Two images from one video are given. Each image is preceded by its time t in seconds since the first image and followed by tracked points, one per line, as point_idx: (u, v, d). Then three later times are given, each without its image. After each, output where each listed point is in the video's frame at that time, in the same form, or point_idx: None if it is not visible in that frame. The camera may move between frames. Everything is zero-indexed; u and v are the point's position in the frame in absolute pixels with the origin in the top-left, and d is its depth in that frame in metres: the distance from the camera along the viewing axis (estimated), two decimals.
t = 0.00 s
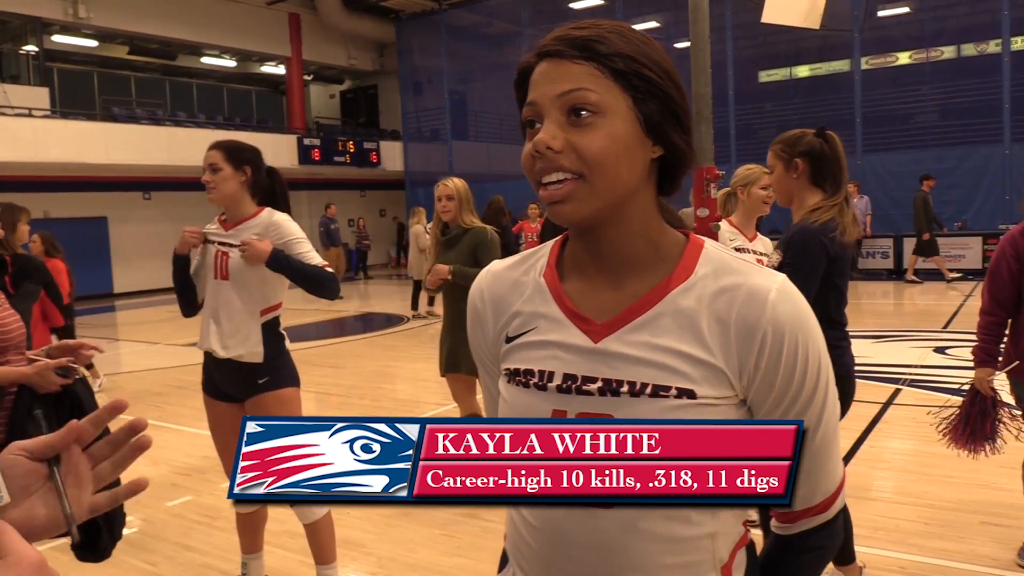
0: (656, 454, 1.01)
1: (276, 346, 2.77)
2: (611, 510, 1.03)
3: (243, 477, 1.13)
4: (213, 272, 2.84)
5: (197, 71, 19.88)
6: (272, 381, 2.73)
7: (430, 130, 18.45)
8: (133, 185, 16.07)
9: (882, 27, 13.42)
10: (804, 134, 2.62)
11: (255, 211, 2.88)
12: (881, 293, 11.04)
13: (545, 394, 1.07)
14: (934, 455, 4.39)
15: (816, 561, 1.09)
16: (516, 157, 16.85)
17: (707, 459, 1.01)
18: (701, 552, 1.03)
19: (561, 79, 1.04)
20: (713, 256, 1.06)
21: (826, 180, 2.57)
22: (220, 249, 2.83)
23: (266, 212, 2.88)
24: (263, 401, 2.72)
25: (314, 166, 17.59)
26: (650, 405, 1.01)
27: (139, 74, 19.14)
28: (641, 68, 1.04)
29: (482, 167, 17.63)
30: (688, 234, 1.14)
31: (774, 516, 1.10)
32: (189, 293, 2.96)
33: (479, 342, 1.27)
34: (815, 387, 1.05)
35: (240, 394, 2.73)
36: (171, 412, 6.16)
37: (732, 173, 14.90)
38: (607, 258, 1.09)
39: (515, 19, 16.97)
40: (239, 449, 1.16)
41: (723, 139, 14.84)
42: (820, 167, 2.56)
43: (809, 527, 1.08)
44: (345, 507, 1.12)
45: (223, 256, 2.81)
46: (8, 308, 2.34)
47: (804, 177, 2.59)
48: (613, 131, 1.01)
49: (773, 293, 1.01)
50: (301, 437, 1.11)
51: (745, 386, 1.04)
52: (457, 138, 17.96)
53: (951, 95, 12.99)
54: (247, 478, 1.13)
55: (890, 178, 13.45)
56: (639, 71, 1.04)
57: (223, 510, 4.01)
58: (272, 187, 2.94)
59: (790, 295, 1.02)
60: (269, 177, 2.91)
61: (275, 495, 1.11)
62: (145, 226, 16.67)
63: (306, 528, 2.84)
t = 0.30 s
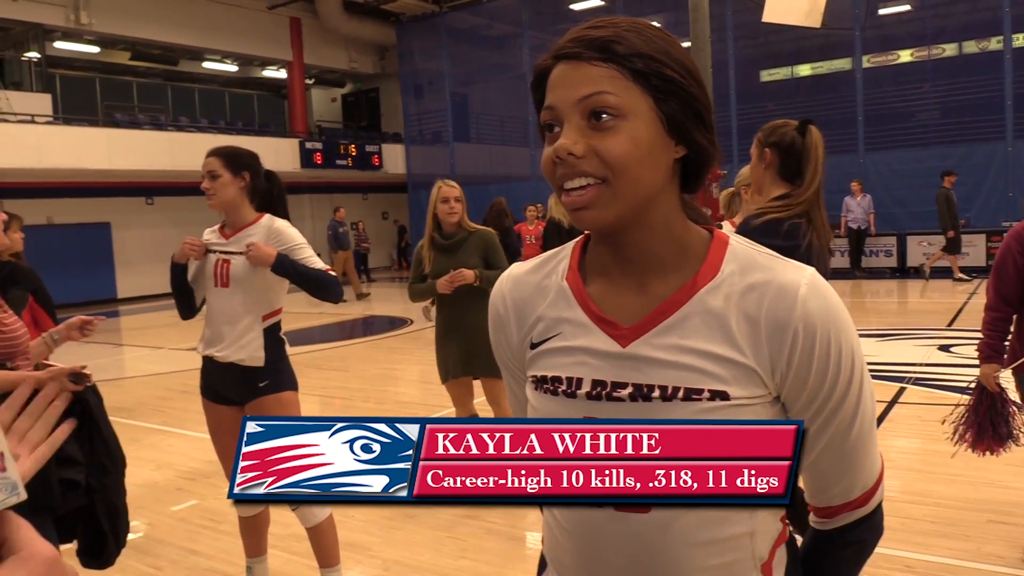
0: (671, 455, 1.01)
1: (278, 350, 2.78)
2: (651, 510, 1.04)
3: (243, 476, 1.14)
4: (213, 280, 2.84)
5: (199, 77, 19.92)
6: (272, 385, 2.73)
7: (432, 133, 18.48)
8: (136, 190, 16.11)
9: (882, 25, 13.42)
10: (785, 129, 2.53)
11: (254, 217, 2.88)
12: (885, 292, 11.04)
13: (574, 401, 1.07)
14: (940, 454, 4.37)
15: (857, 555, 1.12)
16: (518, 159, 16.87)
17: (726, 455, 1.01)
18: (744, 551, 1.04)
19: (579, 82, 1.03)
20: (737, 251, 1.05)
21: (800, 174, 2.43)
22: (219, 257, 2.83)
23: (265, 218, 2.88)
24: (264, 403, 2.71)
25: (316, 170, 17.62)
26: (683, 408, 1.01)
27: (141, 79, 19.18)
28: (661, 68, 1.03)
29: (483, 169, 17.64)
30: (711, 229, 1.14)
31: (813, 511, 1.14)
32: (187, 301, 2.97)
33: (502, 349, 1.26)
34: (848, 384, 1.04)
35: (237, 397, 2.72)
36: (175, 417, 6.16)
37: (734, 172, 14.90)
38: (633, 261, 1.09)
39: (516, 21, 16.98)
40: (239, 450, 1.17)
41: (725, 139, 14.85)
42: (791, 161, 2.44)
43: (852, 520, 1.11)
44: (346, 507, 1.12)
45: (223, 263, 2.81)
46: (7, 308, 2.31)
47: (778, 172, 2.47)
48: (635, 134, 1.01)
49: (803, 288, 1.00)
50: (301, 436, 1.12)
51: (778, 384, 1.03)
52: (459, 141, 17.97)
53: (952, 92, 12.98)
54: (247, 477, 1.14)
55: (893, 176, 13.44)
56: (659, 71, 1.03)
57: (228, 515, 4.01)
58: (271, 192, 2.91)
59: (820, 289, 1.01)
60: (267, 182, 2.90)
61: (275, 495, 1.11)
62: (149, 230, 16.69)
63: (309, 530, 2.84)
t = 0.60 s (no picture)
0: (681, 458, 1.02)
1: (276, 349, 2.79)
2: (671, 515, 1.03)
3: (243, 476, 1.15)
4: (212, 281, 2.83)
5: (203, 77, 19.94)
6: (270, 383, 2.73)
7: (434, 133, 18.50)
8: (139, 190, 16.14)
9: (885, 26, 13.40)
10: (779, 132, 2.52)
11: (251, 218, 2.88)
12: (888, 292, 11.03)
13: (590, 413, 1.07)
14: (943, 455, 4.37)
15: (881, 553, 1.13)
16: (520, 159, 16.87)
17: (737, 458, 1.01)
18: (768, 557, 1.06)
19: (575, 88, 1.03)
20: (747, 254, 1.05)
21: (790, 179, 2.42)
22: (217, 258, 2.83)
23: (262, 220, 2.88)
24: (263, 402, 2.71)
25: (319, 170, 17.65)
26: (700, 418, 1.01)
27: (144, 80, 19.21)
28: (658, 69, 1.03)
29: (486, 169, 17.65)
30: (719, 230, 1.14)
31: (836, 509, 1.15)
32: (182, 303, 2.98)
33: (518, 362, 1.26)
34: (864, 386, 1.04)
35: (236, 397, 2.73)
36: (178, 416, 6.17)
37: (737, 172, 14.90)
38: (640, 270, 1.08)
39: (518, 21, 16.98)
40: (240, 449, 1.17)
41: (727, 140, 14.86)
42: (781, 166, 2.43)
43: (876, 518, 1.11)
44: (346, 507, 1.13)
45: (221, 263, 2.81)
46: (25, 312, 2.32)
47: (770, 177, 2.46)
48: (635, 138, 1.01)
49: (814, 290, 1.00)
50: (300, 436, 1.12)
51: (793, 388, 1.03)
52: (462, 141, 17.99)
53: (955, 93, 12.95)
54: (247, 477, 1.14)
55: (896, 178, 13.44)
56: (656, 74, 1.03)
57: (231, 514, 4.02)
58: (266, 193, 2.92)
59: (830, 289, 1.01)
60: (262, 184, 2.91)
61: (275, 495, 1.12)
62: (152, 230, 16.71)
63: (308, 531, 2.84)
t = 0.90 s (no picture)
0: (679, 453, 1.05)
1: (277, 347, 2.82)
2: (673, 512, 1.05)
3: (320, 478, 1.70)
4: (213, 282, 2.84)
5: (207, 77, 19.97)
6: (274, 381, 2.77)
7: (438, 133, 18.50)
8: (143, 191, 16.17)
9: (889, 24, 13.37)
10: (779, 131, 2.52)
11: (248, 221, 2.87)
12: (893, 291, 11.01)
13: (593, 409, 1.06)
14: (949, 454, 4.36)
15: (876, 551, 1.13)
16: (524, 158, 16.86)
17: (736, 454, 1.03)
18: (762, 556, 1.06)
19: (584, 90, 1.03)
20: (750, 252, 1.04)
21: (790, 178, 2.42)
22: (217, 259, 2.83)
23: (260, 223, 2.87)
24: (265, 400, 2.75)
25: (323, 170, 17.68)
26: (703, 414, 1.01)
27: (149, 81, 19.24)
28: (665, 71, 1.03)
29: (489, 169, 17.66)
30: (723, 230, 1.13)
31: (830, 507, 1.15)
32: (181, 310, 3.00)
33: (516, 358, 1.26)
34: (865, 385, 1.04)
35: (238, 397, 2.75)
36: (183, 417, 6.18)
37: (741, 171, 14.88)
38: (643, 267, 1.08)
39: (522, 21, 16.99)
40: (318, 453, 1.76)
41: (732, 138, 14.84)
42: (783, 163, 2.42)
43: (871, 516, 1.11)
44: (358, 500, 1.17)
45: (221, 265, 2.81)
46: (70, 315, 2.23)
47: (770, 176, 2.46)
48: (641, 139, 1.01)
49: (819, 288, 0.99)
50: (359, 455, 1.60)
51: (796, 385, 1.03)
52: (465, 140, 17.98)
53: (960, 90, 12.92)
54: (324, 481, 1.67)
55: (901, 177, 13.42)
56: (663, 75, 1.03)
57: (236, 514, 4.03)
58: (262, 201, 2.95)
59: (835, 288, 1.01)
60: (255, 188, 2.92)
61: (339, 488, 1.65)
62: (156, 231, 16.73)
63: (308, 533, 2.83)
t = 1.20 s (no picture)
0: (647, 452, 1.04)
1: (281, 348, 2.84)
2: (639, 505, 1.06)
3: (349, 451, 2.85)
4: (218, 288, 2.81)
5: (212, 78, 20.01)
6: (278, 382, 2.79)
7: (443, 133, 18.51)
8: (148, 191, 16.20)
9: (895, 25, 13.34)
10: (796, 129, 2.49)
11: (248, 224, 2.85)
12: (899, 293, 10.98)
13: (565, 400, 1.07)
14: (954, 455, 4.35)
15: (831, 555, 1.14)
16: (529, 159, 16.86)
17: (705, 451, 1.03)
18: (723, 551, 1.05)
19: (576, 85, 1.03)
20: (727, 254, 1.05)
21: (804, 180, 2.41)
22: (220, 265, 2.80)
23: (261, 224, 2.86)
24: (269, 400, 2.76)
25: (327, 170, 17.70)
26: (674, 407, 1.01)
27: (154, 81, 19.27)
28: (655, 71, 1.03)
29: (495, 169, 17.67)
30: (702, 233, 1.13)
31: (789, 511, 1.14)
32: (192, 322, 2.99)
33: (491, 352, 1.26)
34: (831, 389, 1.05)
35: (242, 397, 2.76)
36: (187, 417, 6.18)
37: (746, 172, 14.86)
38: (623, 262, 1.08)
39: (527, 21, 17.00)
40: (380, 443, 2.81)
41: (737, 140, 14.83)
42: (801, 167, 2.40)
43: (830, 520, 1.11)
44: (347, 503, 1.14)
45: (226, 270, 2.79)
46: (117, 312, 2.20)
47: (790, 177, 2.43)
48: (631, 136, 1.01)
49: (792, 291, 1.00)
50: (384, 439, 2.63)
51: (765, 384, 1.03)
52: (470, 141, 17.98)
53: (966, 91, 12.89)
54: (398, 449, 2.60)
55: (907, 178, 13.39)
56: (654, 75, 1.03)
57: (239, 514, 4.03)
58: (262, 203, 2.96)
59: (808, 293, 1.02)
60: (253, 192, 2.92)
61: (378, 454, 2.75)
62: (161, 230, 16.75)
63: (311, 533, 2.84)
